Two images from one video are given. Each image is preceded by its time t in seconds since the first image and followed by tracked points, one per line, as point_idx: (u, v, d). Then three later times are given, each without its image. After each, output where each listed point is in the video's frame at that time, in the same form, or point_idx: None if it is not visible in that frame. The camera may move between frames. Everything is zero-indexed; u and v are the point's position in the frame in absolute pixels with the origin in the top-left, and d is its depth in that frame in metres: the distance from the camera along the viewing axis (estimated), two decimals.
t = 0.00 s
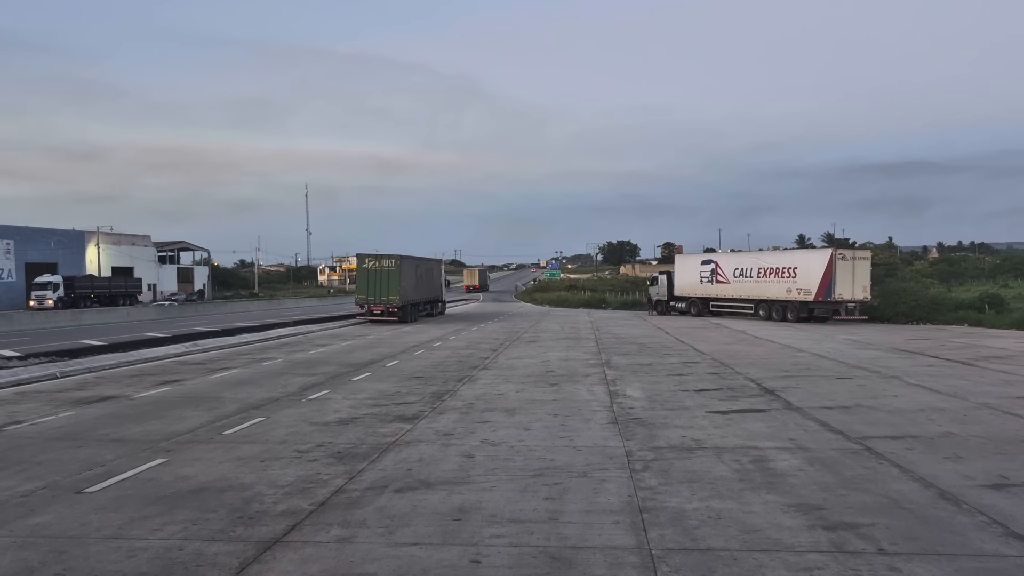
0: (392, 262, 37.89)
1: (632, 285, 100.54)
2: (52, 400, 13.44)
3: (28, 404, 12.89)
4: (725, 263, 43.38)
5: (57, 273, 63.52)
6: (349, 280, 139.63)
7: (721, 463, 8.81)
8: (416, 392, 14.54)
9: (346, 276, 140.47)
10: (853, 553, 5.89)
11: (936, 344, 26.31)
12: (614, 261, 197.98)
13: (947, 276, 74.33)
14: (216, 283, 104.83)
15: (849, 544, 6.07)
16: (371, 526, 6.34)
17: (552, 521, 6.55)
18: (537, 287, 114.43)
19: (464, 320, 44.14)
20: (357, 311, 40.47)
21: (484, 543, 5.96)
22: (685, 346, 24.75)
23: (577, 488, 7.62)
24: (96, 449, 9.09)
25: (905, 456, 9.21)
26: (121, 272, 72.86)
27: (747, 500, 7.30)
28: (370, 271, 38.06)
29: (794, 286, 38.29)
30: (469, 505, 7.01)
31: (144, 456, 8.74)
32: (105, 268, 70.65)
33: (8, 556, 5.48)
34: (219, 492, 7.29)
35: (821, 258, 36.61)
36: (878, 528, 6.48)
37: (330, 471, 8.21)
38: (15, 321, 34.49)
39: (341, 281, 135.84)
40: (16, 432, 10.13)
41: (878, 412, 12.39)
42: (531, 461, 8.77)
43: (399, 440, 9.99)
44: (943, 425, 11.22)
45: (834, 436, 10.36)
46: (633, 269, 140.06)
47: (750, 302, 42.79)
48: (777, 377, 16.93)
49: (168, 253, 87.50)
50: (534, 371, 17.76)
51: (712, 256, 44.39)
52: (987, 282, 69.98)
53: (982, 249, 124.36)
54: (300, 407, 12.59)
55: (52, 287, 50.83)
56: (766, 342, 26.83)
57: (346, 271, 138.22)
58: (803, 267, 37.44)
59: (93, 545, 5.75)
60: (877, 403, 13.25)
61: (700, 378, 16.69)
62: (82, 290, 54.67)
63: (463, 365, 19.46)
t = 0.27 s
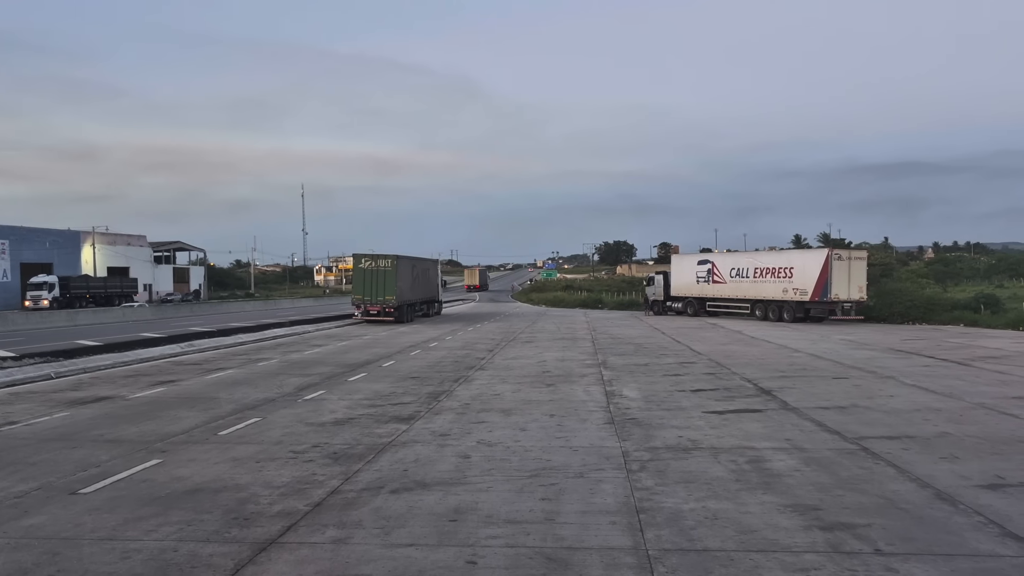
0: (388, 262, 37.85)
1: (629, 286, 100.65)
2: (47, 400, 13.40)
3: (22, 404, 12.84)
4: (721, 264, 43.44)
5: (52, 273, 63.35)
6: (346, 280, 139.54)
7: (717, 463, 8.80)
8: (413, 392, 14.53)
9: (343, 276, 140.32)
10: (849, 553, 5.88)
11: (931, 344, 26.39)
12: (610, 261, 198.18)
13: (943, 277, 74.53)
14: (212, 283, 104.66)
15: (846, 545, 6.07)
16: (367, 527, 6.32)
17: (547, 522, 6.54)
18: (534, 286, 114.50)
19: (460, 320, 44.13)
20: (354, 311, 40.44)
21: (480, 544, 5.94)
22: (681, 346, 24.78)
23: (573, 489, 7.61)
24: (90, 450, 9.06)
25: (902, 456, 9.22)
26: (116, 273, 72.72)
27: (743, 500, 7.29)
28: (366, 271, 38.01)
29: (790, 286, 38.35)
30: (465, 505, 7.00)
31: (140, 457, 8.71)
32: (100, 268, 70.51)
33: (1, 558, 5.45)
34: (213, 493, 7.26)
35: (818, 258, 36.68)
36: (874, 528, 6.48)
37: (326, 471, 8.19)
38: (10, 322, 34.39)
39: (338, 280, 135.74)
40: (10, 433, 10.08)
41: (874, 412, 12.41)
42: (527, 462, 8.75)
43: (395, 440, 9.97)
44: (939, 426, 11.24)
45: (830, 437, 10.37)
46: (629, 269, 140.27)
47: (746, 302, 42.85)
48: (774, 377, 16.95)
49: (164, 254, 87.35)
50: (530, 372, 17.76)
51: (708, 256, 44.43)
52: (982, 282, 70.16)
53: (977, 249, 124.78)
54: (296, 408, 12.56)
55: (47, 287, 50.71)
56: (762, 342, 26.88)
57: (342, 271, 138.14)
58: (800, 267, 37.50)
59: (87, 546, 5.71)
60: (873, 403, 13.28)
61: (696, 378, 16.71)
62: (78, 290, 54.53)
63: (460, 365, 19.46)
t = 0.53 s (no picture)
0: (385, 262, 37.79)
1: (626, 285, 100.69)
2: (43, 400, 13.34)
3: (18, 404, 12.79)
4: (718, 263, 43.46)
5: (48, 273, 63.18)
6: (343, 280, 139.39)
7: (715, 463, 8.78)
8: (410, 392, 14.50)
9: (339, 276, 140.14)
10: (849, 553, 5.87)
11: (928, 344, 26.43)
12: (607, 261, 198.25)
13: (939, 276, 74.65)
14: (209, 283, 104.48)
15: (844, 545, 6.05)
16: (364, 527, 6.30)
17: (545, 522, 6.52)
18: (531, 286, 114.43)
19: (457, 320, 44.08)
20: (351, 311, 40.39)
21: (478, 545, 5.92)
22: (678, 347, 24.78)
23: (570, 489, 7.59)
24: (86, 450, 9.01)
25: (899, 456, 9.21)
26: (113, 273, 72.55)
27: (741, 501, 7.28)
28: (363, 271, 37.94)
29: (788, 286, 38.38)
30: (462, 506, 6.97)
31: (135, 457, 8.67)
32: (97, 268, 70.35)
33: None
34: (210, 494, 7.22)
35: (815, 258, 36.71)
36: (873, 529, 6.47)
37: (323, 472, 8.17)
38: (5, 322, 34.27)
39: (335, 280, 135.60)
40: (5, 434, 10.03)
41: (872, 411, 12.41)
42: (525, 462, 8.72)
43: (392, 440, 9.95)
44: (936, 425, 11.24)
45: (828, 437, 10.36)
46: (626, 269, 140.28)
47: (743, 302, 42.86)
48: (771, 377, 16.95)
49: (160, 254, 87.15)
50: (528, 372, 17.73)
51: (705, 257, 44.45)
52: (979, 282, 70.24)
53: (973, 249, 125.08)
54: (293, 408, 12.52)
55: (43, 287, 50.57)
56: (759, 342, 26.90)
57: (339, 271, 137.98)
58: (797, 267, 37.52)
59: (82, 548, 5.68)
60: (870, 403, 13.28)
61: (694, 378, 16.70)
62: (74, 290, 54.38)
63: (457, 365, 19.43)
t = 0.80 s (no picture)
0: (383, 261, 37.74)
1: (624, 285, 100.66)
2: (40, 400, 13.30)
3: (15, 404, 12.75)
4: (717, 263, 43.45)
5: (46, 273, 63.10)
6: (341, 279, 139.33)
7: (714, 464, 8.75)
8: (408, 392, 14.46)
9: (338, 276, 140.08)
10: (849, 555, 5.85)
11: (927, 343, 26.42)
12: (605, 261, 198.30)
13: (938, 276, 74.67)
14: (207, 282, 104.39)
15: (845, 546, 6.03)
16: (363, 528, 6.26)
17: (544, 523, 6.49)
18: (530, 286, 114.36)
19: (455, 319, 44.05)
20: (349, 310, 40.35)
21: (477, 546, 5.89)
22: (677, 346, 24.75)
23: (570, 490, 7.56)
24: (83, 450, 8.98)
25: (899, 456, 9.19)
26: (111, 272, 72.45)
27: (741, 501, 7.25)
28: (362, 270, 37.88)
29: (786, 285, 38.38)
30: (461, 506, 6.94)
31: (133, 457, 8.64)
32: (95, 267, 70.26)
33: None
34: (208, 495, 7.18)
35: (813, 257, 36.70)
36: (873, 529, 6.44)
37: (321, 472, 8.14)
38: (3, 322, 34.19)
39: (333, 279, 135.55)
40: (2, 433, 9.99)
41: (871, 412, 12.40)
42: (524, 462, 8.69)
43: (391, 440, 9.92)
44: (936, 425, 11.22)
45: (827, 436, 10.33)
46: (625, 268, 140.25)
47: (741, 301, 42.85)
48: (770, 377, 16.93)
49: (158, 253, 87.07)
50: (527, 371, 17.69)
51: (704, 256, 44.43)
52: (978, 282, 70.28)
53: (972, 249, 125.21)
54: (291, 408, 12.47)
55: (41, 287, 50.49)
56: (758, 342, 26.89)
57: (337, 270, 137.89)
58: (795, 266, 37.52)
59: (79, 549, 5.64)
60: (869, 403, 13.26)
61: (693, 378, 16.68)
62: (71, 290, 54.29)
63: (456, 365, 19.40)
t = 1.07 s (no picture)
0: (383, 261, 37.69)
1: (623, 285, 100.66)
2: (39, 400, 13.26)
3: (13, 404, 12.71)
4: (716, 263, 43.44)
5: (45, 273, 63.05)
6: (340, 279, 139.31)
7: (715, 465, 8.71)
8: (408, 392, 14.43)
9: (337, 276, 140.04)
10: (852, 556, 5.81)
11: (926, 343, 26.41)
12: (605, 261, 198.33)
13: (937, 276, 74.67)
14: (206, 282, 104.36)
15: (848, 547, 5.99)
16: (362, 530, 6.22)
17: (545, 524, 6.45)
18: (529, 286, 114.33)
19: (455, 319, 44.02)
20: (348, 310, 40.31)
21: (477, 547, 5.85)
22: (677, 346, 24.73)
23: (570, 491, 7.51)
24: (81, 451, 8.93)
25: (901, 457, 9.15)
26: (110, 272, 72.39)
27: (742, 502, 7.21)
28: (361, 270, 37.84)
29: (786, 285, 38.36)
30: (461, 507, 6.90)
31: (131, 458, 8.59)
32: (94, 267, 70.22)
33: None
34: (207, 496, 7.14)
35: (813, 257, 36.69)
36: (875, 531, 6.40)
37: (320, 473, 8.10)
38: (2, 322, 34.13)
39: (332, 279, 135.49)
40: None
41: (872, 412, 12.36)
42: (524, 463, 8.66)
43: (391, 441, 9.89)
44: (937, 426, 11.19)
45: (828, 437, 10.30)
46: (624, 268, 140.27)
47: (741, 302, 42.84)
48: (770, 377, 16.91)
49: (157, 253, 87.04)
50: (526, 371, 17.66)
51: (703, 256, 44.42)
52: (977, 282, 70.31)
53: (971, 249, 125.29)
54: (290, 408, 12.43)
55: (40, 287, 50.43)
56: (758, 342, 26.87)
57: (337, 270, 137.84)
58: (795, 266, 37.50)
59: (76, 550, 5.60)
60: (870, 403, 13.23)
61: (693, 378, 16.66)
62: (70, 290, 54.24)
63: (456, 365, 19.36)
